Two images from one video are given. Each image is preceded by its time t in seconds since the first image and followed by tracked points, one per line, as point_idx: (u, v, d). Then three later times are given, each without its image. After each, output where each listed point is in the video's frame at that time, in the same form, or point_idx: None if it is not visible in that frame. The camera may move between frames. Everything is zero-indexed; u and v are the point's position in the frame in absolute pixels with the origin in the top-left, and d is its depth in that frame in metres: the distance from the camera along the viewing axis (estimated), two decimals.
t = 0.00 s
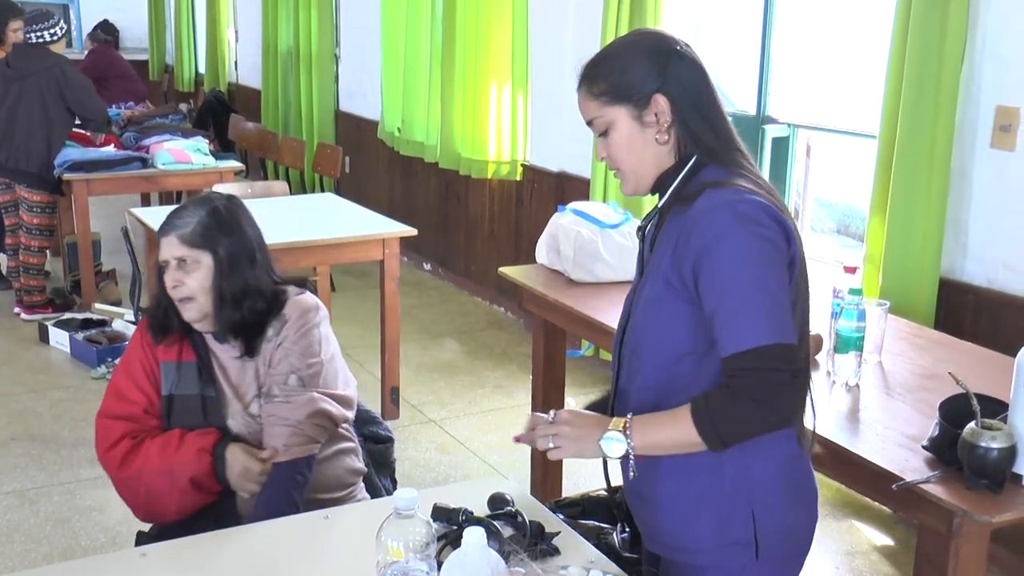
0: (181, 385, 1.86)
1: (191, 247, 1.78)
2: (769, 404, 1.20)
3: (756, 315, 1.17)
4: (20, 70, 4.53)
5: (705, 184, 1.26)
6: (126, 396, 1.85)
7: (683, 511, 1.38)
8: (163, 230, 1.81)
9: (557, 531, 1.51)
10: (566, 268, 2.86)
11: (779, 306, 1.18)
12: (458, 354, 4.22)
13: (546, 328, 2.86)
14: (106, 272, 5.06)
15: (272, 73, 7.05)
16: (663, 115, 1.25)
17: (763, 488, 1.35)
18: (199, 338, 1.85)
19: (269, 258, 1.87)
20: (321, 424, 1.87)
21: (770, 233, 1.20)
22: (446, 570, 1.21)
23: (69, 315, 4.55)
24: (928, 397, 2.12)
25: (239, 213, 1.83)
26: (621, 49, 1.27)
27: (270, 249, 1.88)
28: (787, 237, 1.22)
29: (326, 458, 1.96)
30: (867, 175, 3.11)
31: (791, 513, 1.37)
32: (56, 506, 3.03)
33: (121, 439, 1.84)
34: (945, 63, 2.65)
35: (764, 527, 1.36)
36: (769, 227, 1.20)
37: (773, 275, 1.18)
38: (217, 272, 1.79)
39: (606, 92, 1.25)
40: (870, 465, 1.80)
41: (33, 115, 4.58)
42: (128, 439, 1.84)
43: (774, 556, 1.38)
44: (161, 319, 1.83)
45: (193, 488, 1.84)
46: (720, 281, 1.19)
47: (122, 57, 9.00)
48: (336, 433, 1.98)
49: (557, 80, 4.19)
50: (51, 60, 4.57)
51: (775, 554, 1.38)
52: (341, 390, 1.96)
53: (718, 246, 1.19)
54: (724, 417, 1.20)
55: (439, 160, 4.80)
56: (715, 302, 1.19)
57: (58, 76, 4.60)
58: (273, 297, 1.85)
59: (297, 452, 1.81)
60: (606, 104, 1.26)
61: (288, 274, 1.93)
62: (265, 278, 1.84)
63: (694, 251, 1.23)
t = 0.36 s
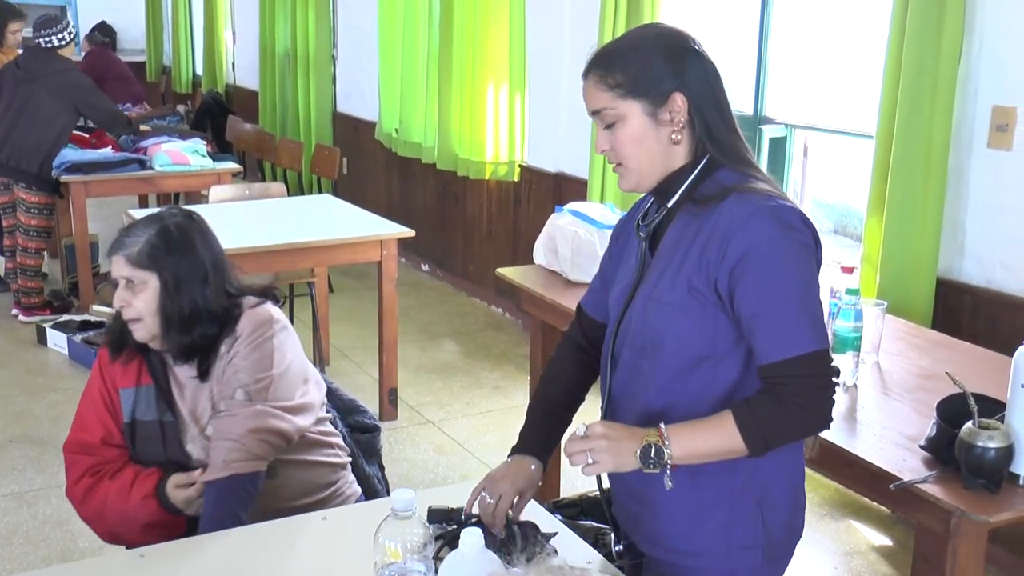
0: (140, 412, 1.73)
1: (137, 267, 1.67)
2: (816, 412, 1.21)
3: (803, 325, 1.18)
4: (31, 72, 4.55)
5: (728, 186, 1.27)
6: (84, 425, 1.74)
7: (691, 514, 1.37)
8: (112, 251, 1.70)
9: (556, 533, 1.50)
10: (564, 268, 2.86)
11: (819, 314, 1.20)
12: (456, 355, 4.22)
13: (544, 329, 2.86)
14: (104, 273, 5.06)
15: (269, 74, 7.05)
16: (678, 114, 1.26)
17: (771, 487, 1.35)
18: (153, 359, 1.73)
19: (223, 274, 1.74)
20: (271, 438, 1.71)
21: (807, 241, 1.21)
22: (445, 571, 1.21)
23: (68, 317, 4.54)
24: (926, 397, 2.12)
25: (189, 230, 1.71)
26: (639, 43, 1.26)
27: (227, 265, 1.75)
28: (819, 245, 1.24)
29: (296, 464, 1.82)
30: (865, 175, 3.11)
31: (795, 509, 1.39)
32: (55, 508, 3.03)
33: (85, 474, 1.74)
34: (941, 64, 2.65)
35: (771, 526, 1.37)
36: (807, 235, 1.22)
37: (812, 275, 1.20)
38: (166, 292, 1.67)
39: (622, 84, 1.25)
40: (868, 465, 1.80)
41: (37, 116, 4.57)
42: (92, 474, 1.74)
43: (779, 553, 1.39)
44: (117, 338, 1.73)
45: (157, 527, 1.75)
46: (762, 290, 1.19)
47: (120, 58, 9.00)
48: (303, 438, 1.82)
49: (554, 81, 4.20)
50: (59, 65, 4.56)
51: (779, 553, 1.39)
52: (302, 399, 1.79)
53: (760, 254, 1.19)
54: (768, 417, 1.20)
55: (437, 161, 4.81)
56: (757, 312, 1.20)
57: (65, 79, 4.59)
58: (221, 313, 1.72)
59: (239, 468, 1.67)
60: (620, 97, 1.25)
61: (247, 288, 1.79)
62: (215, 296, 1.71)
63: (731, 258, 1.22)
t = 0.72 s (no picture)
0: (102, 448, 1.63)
1: (78, 316, 1.49)
2: (777, 452, 1.22)
3: (785, 357, 1.19)
4: (35, 74, 4.59)
5: (728, 203, 1.27)
6: (50, 459, 1.66)
7: (677, 542, 1.38)
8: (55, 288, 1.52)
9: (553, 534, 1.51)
10: (562, 270, 2.87)
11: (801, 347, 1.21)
12: (455, 356, 4.22)
13: (543, 331, 2.86)
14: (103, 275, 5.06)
15: (269, 76, 7.05)
16: (688, 116, 1.27)
17: (757, 514, 1.37)
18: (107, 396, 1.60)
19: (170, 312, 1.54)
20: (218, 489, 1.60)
21: (802, 271, 1.21)
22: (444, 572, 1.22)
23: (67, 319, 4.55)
24: (924, 398, 2.12)
25: (133, 268, 1.51)
26: (660, 35, 1.27)
27: (179, 299, 1.55)
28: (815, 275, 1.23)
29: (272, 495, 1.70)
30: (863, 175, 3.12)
31: (781, 532, 1.40)
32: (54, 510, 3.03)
33: (55, 506, 1.66)
34: (940, 65, 2.66)
35: (754, 551, 1.38)
36: (803, 264, 1.22)
37: (799, 307, 1.20)
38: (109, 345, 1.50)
39: (635, 74, 1.26)
40: (867, 466, 1.80)
41: (37, 117, 4.58)
42: (62, 506, 1.66)
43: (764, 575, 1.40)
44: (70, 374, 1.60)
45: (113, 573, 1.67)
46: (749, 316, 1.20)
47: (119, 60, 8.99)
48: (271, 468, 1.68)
49: (552, 83, 4.20)
50: (63, 67, 4.60)
51: None
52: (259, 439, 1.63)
53: (751, 279, 1.20)
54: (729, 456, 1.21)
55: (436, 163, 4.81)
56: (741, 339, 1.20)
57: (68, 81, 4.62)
58: (163, 358, 1.54)
59: (177, 532, 1.58)
60: (631, 87, 1.26)
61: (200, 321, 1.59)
62: (160, 341, 1.52)
63: (721, 278, 1.22)
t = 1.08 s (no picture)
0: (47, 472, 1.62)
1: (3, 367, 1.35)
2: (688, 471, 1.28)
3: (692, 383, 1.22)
4: (37, 77, 4.60)
5: (701, 224, 1.27)
6: (14, 484, 1.70)
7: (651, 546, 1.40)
8: None
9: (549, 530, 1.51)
10: (561, 272, 2.87)
11: (713, 377, 1.23)
12: (454, 358, 4.23)
13: (542, 333, 2.86)
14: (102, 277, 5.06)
15: (268, 77, 7.05)
16: (693, 123, 1.27)
17: (727, 519, 1.38)
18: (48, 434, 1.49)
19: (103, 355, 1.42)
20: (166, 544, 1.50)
21: (742, 303, 1.24)
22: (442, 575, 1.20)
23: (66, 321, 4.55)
24: (922, 399, 2.13)
25: (61, 315, 1.36)
26: (674, 37, 1.26)
27: (113, 341, 1.42)
28: (757, 309, 1.25)
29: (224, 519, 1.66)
30: (862, 176, 3.12)
31: (756, 535, 1.41)
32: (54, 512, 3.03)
33: (26, 530, 1.69)
34: (938, 67, 2.66)
35: (729, 554, 1.40)
36: (742, 295, 1.23)
37: (723, 338, 1.23)
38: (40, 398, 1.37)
39: (642, 75, 1.26)
40: (864, 467, 1.80)
41: (39, 121, 4.58)
42: (32, 531, 1.69)
43: (741, 572, 1.41)
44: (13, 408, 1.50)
45: None
46: (675, 334, 1.22)
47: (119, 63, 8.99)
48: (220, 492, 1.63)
49: (551, 84, 4.21)
50: (63, 71, 4.60)
51: None
52: (204, 478, 1.53)
53: (686, 301, 1.23)
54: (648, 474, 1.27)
55: (435, 165, 4.81)
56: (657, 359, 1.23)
57: (70, 85, 4.62)
58: (96, 406, 1.42)
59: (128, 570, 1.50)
60: (636, 88, 1.27)
61: (137, 359, 1.46)
62: (92, 389, 1.40)
63: (661, 294, 1.25)
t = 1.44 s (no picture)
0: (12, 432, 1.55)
1: None
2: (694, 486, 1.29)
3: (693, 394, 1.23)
4: (37, 80, 4.70)
5: (695, 230, 1.28)
6: None
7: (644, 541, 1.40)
8: None
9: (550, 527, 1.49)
10: (560, 274, 2.88)
11: (715, 387, 1.25)
12: (454, 362, 4.23)
13: (541, 335, 2.86)
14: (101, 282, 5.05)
15: (267, 81, 7.06)
16: (693, 128, 1.27)
17: (721, 520, 1.38)
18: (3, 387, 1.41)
19: (49, 306, 1.33)
20: (112, 515, 1.41)
21: (740, 313, 1.24)
22: None
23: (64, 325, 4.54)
24: (921, 401, 2.13)
25: (2, 263, 1.28)
26: (674, 40, 1.27)
27: (60, 291, 1.33)
28: (755, 317, 1.26)
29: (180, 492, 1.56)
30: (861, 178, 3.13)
31: (745, 538, 1.42)
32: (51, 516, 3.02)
33: None
34: (935, 71, 2.67)
35: (720, 555, 1.40)
36: (740, 305, 1.24)
37: (722, 348, 1.24)
38: None
39: (643, 79, 1.27)
40: (863, 468, 1.80)
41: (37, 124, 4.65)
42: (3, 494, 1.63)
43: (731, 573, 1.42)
44: None
45: (4, 574, 1.51)
46: (674, 345, 1.23)
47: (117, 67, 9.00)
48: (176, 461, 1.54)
49: (550, 88, 4.22)
50: (62, 76, 4.74)
51: None
52: (149, 449, 1.43)
53: (685, 312, 1.23)
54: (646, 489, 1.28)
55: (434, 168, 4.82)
56: (660, 369, 1.24)
57: (68, 90, 4.75)
58: (42, 360, 1.33)
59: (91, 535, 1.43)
60: (637, 93, 1.28)
61: (86, 311, 1.36)
62: (35, 340, 1.31)
63: (659, 303, 1.26)
